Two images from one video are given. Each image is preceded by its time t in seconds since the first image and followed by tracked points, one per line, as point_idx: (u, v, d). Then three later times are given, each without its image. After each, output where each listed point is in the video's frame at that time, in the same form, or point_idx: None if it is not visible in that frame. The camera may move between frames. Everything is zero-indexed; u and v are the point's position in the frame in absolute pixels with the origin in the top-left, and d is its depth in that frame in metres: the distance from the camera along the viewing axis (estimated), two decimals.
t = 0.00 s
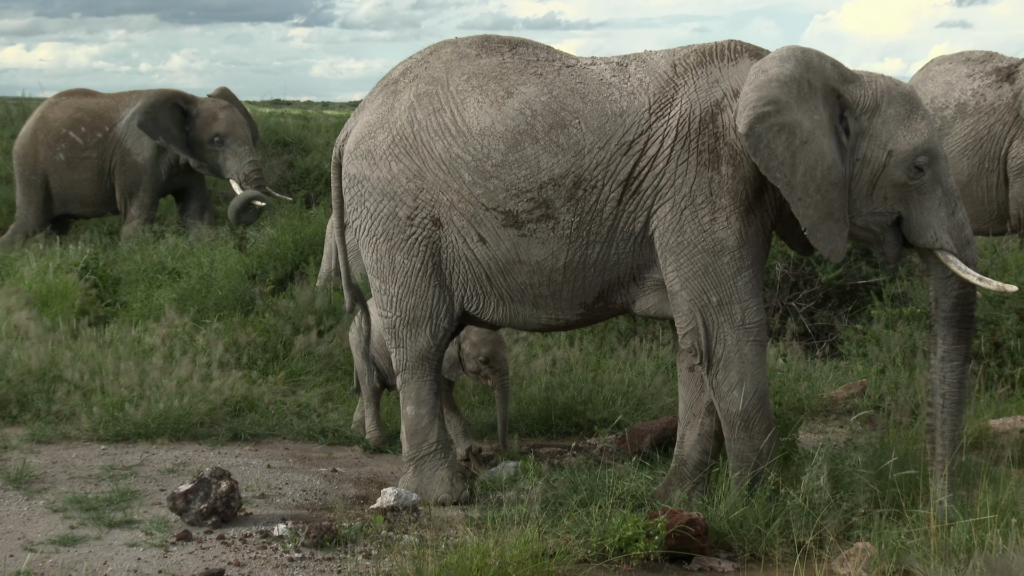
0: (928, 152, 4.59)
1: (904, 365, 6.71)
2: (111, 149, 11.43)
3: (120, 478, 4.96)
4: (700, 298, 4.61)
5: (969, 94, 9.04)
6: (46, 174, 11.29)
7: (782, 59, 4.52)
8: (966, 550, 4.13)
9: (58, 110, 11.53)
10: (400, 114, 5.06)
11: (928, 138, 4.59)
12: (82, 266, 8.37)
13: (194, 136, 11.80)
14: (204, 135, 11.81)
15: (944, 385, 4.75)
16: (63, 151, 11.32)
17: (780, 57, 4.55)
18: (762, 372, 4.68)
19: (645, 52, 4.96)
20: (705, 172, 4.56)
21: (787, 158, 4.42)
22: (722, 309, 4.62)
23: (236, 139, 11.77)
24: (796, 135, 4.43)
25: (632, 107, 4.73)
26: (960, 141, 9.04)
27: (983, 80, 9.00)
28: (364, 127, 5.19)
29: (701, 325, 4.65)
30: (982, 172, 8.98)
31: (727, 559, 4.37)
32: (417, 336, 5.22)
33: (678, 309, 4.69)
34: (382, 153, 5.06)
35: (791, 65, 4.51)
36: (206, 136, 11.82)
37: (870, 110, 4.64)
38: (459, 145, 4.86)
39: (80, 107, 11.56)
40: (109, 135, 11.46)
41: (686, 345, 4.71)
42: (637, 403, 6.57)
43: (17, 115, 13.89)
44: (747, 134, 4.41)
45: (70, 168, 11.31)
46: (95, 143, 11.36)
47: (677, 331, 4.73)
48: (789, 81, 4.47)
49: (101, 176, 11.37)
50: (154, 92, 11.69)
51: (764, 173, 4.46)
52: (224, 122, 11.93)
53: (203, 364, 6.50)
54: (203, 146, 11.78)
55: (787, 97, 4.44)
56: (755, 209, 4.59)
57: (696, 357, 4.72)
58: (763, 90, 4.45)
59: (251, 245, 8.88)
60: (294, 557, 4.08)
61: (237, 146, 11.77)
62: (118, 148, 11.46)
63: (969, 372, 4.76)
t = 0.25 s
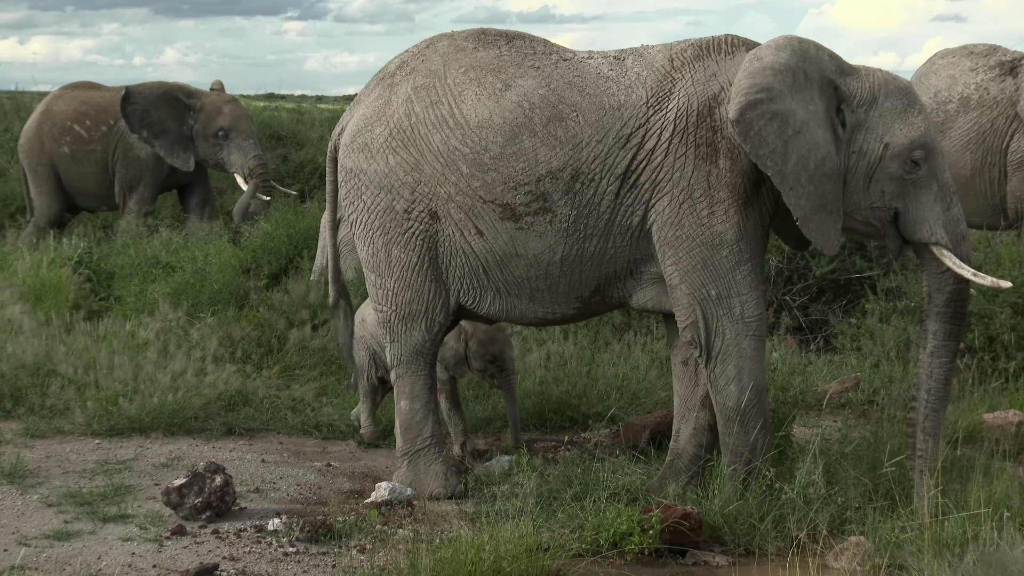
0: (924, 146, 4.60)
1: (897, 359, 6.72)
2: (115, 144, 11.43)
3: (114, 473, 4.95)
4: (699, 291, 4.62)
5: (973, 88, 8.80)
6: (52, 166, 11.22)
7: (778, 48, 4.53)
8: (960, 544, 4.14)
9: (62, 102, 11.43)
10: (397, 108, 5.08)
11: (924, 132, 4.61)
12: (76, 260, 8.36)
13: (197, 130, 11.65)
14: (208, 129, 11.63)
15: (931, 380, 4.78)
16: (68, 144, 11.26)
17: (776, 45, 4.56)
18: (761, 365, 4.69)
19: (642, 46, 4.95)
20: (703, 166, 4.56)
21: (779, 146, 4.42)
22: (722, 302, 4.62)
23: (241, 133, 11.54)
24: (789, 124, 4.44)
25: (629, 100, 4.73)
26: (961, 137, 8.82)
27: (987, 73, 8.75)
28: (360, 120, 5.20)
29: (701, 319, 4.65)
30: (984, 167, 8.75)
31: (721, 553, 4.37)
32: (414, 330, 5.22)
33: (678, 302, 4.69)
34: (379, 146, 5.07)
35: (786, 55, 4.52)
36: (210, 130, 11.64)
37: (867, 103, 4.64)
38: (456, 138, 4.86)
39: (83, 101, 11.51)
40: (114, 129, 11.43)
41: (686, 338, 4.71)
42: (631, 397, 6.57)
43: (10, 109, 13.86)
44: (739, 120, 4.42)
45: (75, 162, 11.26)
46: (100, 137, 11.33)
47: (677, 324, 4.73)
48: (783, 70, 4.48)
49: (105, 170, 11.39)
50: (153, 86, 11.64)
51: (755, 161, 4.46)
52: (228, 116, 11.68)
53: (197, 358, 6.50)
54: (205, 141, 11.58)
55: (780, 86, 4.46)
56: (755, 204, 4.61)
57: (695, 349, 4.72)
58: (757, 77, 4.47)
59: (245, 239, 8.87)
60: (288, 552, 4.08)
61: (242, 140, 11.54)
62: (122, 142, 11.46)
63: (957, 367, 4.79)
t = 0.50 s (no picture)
0: (922, 144, 4.59)
1: (894, 359, 6.72)
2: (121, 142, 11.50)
3: (110, 473, 4.95)
4: (701, 290, 4.63)
5: (978, 86, 8.72)
6: (58, 162, 11.30)
7: (775, 47, 4.53)
8: (957, 543, 4.14)
9: (69, 101, 11.53)
10: (397, 106, 5.05)
11: (923, 130, 4.60)
12: (72, 260, 8.36)
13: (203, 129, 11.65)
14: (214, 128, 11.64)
15: (925, 378, 4.74)
16: (74, 142, 11.33)
17: (774, 44, 4.56)
18: (762, 363, 4.69)
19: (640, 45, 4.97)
20: (704, 164, 4.59)
21: (776, 145, 4.42)
22: (724, 301, 4.63)
23: (247, 131, 11.54)
24: (786, 122, 4.44)
25: (629, 99, 4.74)
26: (965, 135, 8.77)
27: (992, 72, 8.68)
28: (359, 120, 5.17)
29: (702, 318, 4.66)
30: (988, 165, 8.70)
31: (718, 552, 4.37)
32: (411, 330, 5.20)
33: (680, 301, 4.70)
34: (379, 145, 5.04)
35: (783, 53, 4.52)
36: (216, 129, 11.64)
37: (865, 101, 4.64)
38: (457, 136, 4.85)
39: (89, 99, 11.62)
40: (119, 127, 11.53)
41: (688, 336, 4.72)
42: (628, 397, 6.56)
43: (5, 109, 13.85)
44: (734, 118, 4.43)
45: (81, 159, 11.35)
46: (106, 135, 11.44)
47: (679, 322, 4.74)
48: (780, 68, 4.49)
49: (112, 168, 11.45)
50: (156, 87, 11.71)
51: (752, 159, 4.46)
52: (234, 115, 11.69)
53: (194, 358, 6.49)
54: (211, 140, 11.58)
55: (776, 84, 4.46)
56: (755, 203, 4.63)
57: (697, 348, 4.73)
58: (753, 75, 4.47)
59: (242, 239, 8.87)
60: (285, 552, 4.08)
61: (248, 138, 11.54)
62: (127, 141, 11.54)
63: (951, 367, 4.75)
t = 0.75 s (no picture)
0: (919, 142, 4.59)
1: (887, 358, 6.73)
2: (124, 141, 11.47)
3: (104, 473, 4.94)
4: (700, 290, 4.64)
5: (978, 86, 8.70)
6: (61, 161, 11.30)
7: (769, 47, 4.54)
8: (950, 543, 4.14)
9: (71, 100, 11.57)
10: (394, 106, 5.03)
11: (919, 128, 4.59)
12: (66, 260, 8.35)
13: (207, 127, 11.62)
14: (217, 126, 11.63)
15: (921, 373, 4.75)
16: (77, 141, 11.33)
17: (767, 44, 4.57)
18: (761, 363, 4.70)
19: (637, 46, 4.99)
20: (702, 164, 4.61)
21: (770, 144, 4.43)
22: (722, 300, 4.64)
23: (250, 129, 11.56)
24: (781, 121, 4.45)
25: (627, 98, 4.75)
26: (965, 133, 8.72)
27: (992, 72, 8.67)
28: (356, 120, 5.14)
29: (701, 317, 4.66)
30: (988, 165, 8.65)
31: (712, 552, 4.37)
32: (408, 330, 5.18)
33: (679, 300, 4.70)
34: (377, 145, 5.01)
35: (777, 52, 4.53)
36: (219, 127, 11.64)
37: (861, 99, 4.65)
38: (455, 135, 4.83)
39: (92, 99, 11.63)
40: (123, 126, 11.48)
41: (687, 335, 4.72)
42: (621, 396, 6.57)
43: None
44: (729, 118, 4.44)
45: (83, 159, 11.34)
46: (109, 134, 11.40)
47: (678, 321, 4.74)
48: (773, 67, 4.50)
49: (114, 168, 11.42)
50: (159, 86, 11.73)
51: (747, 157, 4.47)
52: (238, 112, 11.70)
53: (187, 358, 6.49)
54: (214, 138, 11.58)
55: (771, 83, 4.47)
56: (754, 202, 4.66)
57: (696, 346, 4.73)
58: (747, 75, 4.48)
59: (235, 238, 8.86)
60: (279, 551, 4.08)
61: (252, 135, 11.55)
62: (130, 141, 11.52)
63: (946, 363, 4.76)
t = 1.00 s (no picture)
0: (920, 137, 4.60)
1: (885, 356, 6.73)
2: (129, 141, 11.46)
3: (102, 471, 4.95)
4: (701, 289, 4.64)
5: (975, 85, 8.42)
6: (65, 161, 11.32)
7: (766, 46, 4.55)
8: (947, 541, 4.15)
9: (75, 99, 11.52)
10: (395, 104, 5.02)
11: (921, 123, 4.60)
12: (63, 258, 8.34)
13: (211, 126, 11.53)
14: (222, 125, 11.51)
15: (924, 368, 4.76)
16: (80, 140, 11.34)
17: (765, 43, 4.58)
18: (760, 361, 4.71)
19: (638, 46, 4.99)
20: (703, 163, 4.62)
21: (770, 143, 4.43)
22: (723, 299, 4.65)
23: (256, 127, 11.44)
24: (780, 120, 4.46)
25: (628, 98, 4.74)
26: (967, 133, 7.92)
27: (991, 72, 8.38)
28: (357, 118, 5.13)
29: (702, 316, 4.67)
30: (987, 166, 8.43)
31: (709, 550, 4.37)
32: (408, 328, 5.18)
33: (681, 299, 4.71)
34: (378, 142, 5.01)
35: (775, 52, 4.54)
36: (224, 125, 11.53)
37: (862, 96, 4.65)
38: (455, 134, 4.83)
39: (95, 97, 11.55)
40: (128, 125, 11.47)
41: (688, 333, 4.73)
42: (619, 395, 6.57)
43: None
44: (728, 119, 4.43)
45: (88, 158, 11.35)
46: (113, 133, 11.39)
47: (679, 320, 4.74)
48: (771, 67, 4.50)
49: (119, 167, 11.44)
50: (163, 82, 11.55)
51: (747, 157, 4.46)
52: (243, 110, 11.56)
53: (185, 356, 6.49)
54: (219, 136, 11.49)
55: (769, 83, 4.47)
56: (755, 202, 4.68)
57: (696, 345, 4.74)
58: (745, 76, 4.49)
59: (232, 236, 8.86)
60: (277, 549, 4.08)
61: (257, 134, 11.42)
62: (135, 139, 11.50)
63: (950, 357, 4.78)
